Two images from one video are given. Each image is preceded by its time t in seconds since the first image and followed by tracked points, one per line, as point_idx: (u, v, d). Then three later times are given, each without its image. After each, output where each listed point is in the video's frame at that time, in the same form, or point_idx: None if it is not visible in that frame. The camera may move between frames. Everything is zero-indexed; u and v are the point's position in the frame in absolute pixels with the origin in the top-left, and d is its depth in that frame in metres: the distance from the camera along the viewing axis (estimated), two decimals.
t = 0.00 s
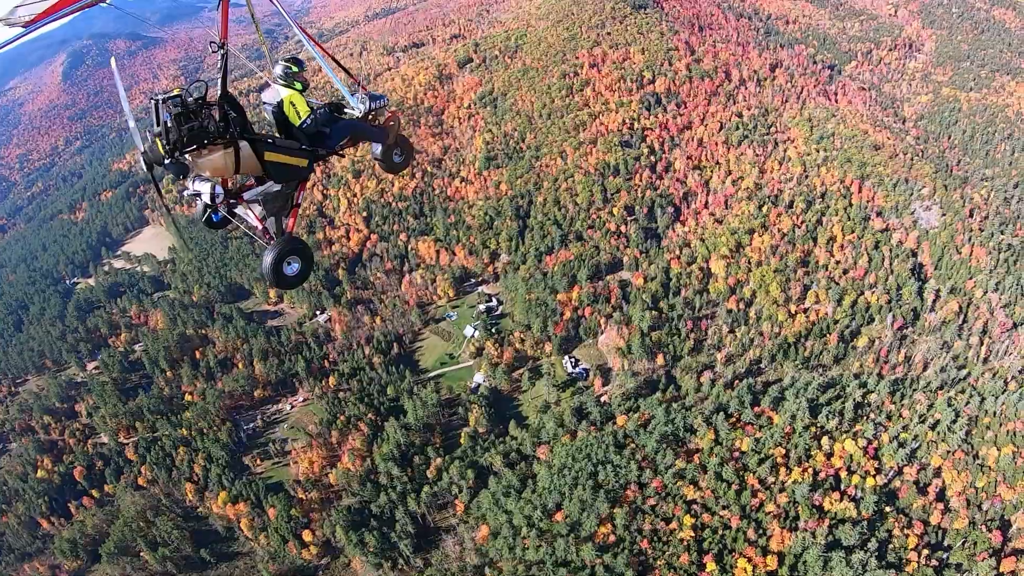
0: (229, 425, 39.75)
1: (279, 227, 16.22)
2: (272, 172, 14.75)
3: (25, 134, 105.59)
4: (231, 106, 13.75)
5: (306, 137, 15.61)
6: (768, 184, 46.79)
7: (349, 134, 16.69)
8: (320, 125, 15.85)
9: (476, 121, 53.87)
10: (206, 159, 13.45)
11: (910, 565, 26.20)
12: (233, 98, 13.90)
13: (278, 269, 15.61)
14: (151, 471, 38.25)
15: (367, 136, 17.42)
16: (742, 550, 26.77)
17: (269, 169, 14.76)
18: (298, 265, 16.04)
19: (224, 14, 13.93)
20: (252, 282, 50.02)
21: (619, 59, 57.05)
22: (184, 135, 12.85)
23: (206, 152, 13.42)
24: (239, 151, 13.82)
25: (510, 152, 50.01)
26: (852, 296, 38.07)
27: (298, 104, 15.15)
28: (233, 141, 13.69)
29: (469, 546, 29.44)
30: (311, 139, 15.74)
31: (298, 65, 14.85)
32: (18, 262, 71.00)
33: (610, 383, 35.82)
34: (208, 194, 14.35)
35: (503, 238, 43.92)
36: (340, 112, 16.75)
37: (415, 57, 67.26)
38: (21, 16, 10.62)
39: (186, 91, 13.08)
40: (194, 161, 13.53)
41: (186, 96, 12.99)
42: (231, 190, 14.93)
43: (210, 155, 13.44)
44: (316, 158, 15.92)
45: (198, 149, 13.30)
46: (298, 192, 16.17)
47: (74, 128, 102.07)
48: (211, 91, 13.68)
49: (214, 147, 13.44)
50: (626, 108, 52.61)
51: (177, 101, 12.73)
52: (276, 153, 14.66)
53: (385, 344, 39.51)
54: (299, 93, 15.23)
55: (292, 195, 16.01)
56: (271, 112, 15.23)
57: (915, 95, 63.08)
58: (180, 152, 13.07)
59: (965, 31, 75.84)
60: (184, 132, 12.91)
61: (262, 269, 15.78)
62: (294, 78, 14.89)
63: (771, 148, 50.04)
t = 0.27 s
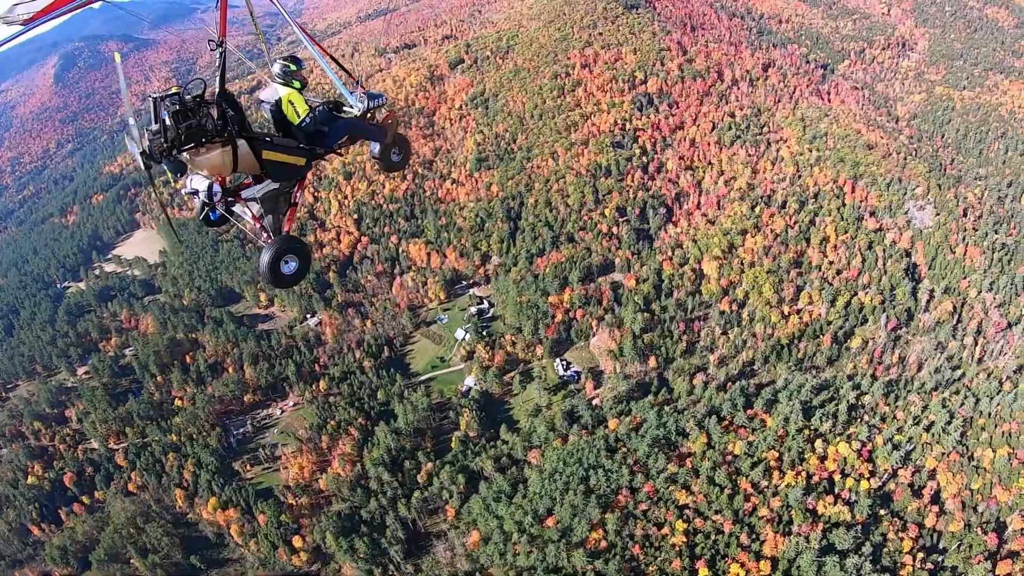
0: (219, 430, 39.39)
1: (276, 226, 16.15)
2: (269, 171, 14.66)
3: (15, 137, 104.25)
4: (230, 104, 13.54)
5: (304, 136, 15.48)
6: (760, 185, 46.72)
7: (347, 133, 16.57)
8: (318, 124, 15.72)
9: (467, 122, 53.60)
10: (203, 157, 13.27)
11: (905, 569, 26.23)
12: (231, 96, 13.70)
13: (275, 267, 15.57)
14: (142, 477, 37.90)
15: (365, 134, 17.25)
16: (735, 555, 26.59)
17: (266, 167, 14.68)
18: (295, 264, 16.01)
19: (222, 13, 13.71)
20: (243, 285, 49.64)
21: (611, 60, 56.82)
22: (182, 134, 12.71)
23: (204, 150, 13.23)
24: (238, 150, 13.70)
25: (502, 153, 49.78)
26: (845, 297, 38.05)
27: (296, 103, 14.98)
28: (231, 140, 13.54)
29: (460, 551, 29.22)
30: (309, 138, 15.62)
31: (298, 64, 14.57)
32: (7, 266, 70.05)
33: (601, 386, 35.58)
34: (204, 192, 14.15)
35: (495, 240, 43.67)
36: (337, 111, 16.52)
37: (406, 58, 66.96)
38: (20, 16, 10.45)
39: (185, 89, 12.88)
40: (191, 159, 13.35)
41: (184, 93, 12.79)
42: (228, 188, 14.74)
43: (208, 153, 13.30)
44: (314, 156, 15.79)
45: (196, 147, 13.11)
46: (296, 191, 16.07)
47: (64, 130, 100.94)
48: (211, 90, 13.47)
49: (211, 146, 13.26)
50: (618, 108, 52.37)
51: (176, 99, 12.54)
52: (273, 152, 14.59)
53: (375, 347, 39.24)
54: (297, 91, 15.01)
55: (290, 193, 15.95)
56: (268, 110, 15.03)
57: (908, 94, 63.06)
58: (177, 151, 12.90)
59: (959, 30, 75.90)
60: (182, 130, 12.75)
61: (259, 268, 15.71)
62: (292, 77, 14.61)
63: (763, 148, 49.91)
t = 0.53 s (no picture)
0: (210, 436, 39.09)
1: (276, 227, 15.61)
2: (268, 171, 14.17)
3: (8, 140, 102.71)
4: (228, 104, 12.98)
5: (303, 136, 15.06)
6: (754, 185, 46.63)
7: (347, 133, 16.11)
8: (317, 125, 15.36)
9: (459, 124, 53.36)
10: (202, 158, 12.67)
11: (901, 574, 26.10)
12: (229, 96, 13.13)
13: (273, 267, 14.82)
14: (133, 483, 37.46)
15: (364, 135, 16.82)
16: (729, 561, 26.28)
17: (265, 167, 14.20)
18: (295, 264, 15.22)
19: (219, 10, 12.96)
20: (234, 289, 49.24)
21: (604, 61, 56.62)
22: (181, 135, 12.12)
23: (203, 150, 12.64)
24: (236, 150, 13.14)
25: (494, 155, 49.49)
26: (839, 298, 37.96)
27: (295, 104, 14.77)
28: (230, 140, 12.98)
29: (452, 558, 28.96)
30: (308, 139, 15.19)
31: (297, 65, 14.46)
32: None
33: (594, 390, 35.48)
34: (202, 192, 13.71)
35: (486, 243, 43.43)
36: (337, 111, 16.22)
37: (399, 60, 66.68)
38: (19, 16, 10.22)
39: (183, 89, 12.30)
40: (189, 160, 12.76)
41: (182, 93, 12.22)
42: (227, 189, 14.26)
43: (206, 154, 12.69)
44: (313, 157, 15.32)
45: (194, 148, 12.52)
46: (295, 192, 15.64)
47: (56, 133, 99.33)
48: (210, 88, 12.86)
49: (210, 146, 12.67)
50: (610, 110, 52.14)
51: (174, 99, 11.97)
52: (272, 152, 14.16)
53: (367, 352, 38.96)
54: (296, 93, 14.87)
55: (289, 194, 15.47)
56: (268, 111, 14.81)
57: (902, 94, 63.03)
58: (176, 152, 12.31)
59: (952, 30, 75.97)
60: (180, 131, 12.16)
61: (257, 269, 15.00)
62: (290, 79, 14.52)
63: (757, 148, 49.78)
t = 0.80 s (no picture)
0: (202, 441, 38.69)
1: (276, 225, 15.30)
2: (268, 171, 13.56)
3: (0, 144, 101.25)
4: (228, 103, 12.50)
5: (303, 136, 14.43)
6: (748, 186, 46.54)
7: (347, 133, 15.60)
8: (317, 124, 14.79)
9: (452, 126, 53.11)
10: (202, 157, 12.13)
11: None
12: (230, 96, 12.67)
13: (273, 269, 14.60)
14: (124, 489, 37.04)
15: (363, 135, 16.29)
16: (723, 568, 26.02)
17: (265, 167, 13.57)
18: (296, 264, 15.02)
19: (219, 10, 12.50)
20: (227, 293, 48.85)
21: (597, 61, 56.39)
22: (180, 134, 11.63)
23: (203, 150, 12.12)
24: (237, 150, 12.60)
25: (487, 156, 49.19)
26: (834, 300, 37.79)
27: (295, 103, 14.08)
28: (231, 139, 12.46)
29: (444, 565, 28.66)
30: (308, 138, 14.57)
31: (297, 63, 13.86)
32: None
33: (587, 394, 35.31)
34: (203, 193, 13.55)
35: (479, 245, 43.18)
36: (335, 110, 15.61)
37: (392, 61, 66.39)
38: (17, 15, 9.59)
39: (183, 88, 11.85)
40: (188, 160, 12.24)
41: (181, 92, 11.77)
42: (226, 188, 13.94)
43: (206, 154, 12.16)
44: (313, 157, 14.74)
45: (195, 147, 12.01)
46: (293, 192, 15.11)
47: (50, 136, 98.46)
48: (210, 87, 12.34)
49: (211, 146, 12.14)
50: (604, 110, 51.90)
51: (174, 98, 11.53)
52: (273, 152, 13.51)
53: (359, 356, 38.71)
54: (295, 91, 14.21)
55: (290, 193, 15.04)
56: (267, 110, 14.04)
57: (897, 93, 62.95)
58: (175, 151, 11.82)
59: (947, 28, 75.93)
60: (180, 130, 11.67)
61: (257, 269, 14.78)
62: (291, 78, 13.89)
63: (751, 149, 49.63)
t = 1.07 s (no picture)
0: (194, 449, 38.37)
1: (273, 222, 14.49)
2: (267, 170, 13.18)
3: None
4: (228, 101, 12.32)
5: (302, 134, 13.90)
6: (743, 188, 46.50)
7: (347, 131, 15.07)
8: (316, 122, 14.23)
9: (446, 129, 52.91)
10: (201, 156, 11.89)
11: None
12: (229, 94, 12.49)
13: (272, 267, 13.87)
14: (117, 497, 36.66)
15: (363, 134, 15.74)
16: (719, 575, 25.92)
17: (264, 165, 13.19)
18: (295, 263, 14.27)
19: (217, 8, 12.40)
20: (219, 298, 48.52)
21: (591, 63, 56.19)
22: (179, 132, 11.39)
23: (202, 148, 11.89)
24: (236, 148, 12.34)
25: (480, 159, 48.96)
26: (831, 301, 37.59)
27: (295, 101, 13.49)
28: (230, 138, 12.20)
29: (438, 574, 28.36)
30: (307, 136, 14.04)
31: (297, 61, 13.37)
32: None
33: (582, 398, 35.13)
34: (202, 190, 12.77)
35: (472, 249, 42.95)
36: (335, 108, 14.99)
37: (386, 64, 66.18)
38: (16, 12, 8.72)
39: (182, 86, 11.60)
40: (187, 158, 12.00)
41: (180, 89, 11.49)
42: (225, 187, 13.35)
43: (205, 152, 11.91)
44: (312, 155, 14.24)
45: (193, 145, 11.78)
46: (293, 189, 14.55)
47: (45, 141, 98.69)
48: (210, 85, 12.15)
49: (209, 144, 11.89)
50: (597, 112, 51.70)
51: (173, 96, 11.25)
52: (272, 150, 13.11)
53: (352, 361, 38.46)
54: (295, 89, 13.65)
55: (289, 191, 14.41)
56: (266, 108, 13.49)
57: (892, 93, 62.90)
58: (174, 149, 11.60)
59: (941, 27, 75.87)
60: (179, 129, 11.43)
61: (256, 268, 14.04)
62: (291, 75, 13.30)
63: (746, 150, 49.54)
